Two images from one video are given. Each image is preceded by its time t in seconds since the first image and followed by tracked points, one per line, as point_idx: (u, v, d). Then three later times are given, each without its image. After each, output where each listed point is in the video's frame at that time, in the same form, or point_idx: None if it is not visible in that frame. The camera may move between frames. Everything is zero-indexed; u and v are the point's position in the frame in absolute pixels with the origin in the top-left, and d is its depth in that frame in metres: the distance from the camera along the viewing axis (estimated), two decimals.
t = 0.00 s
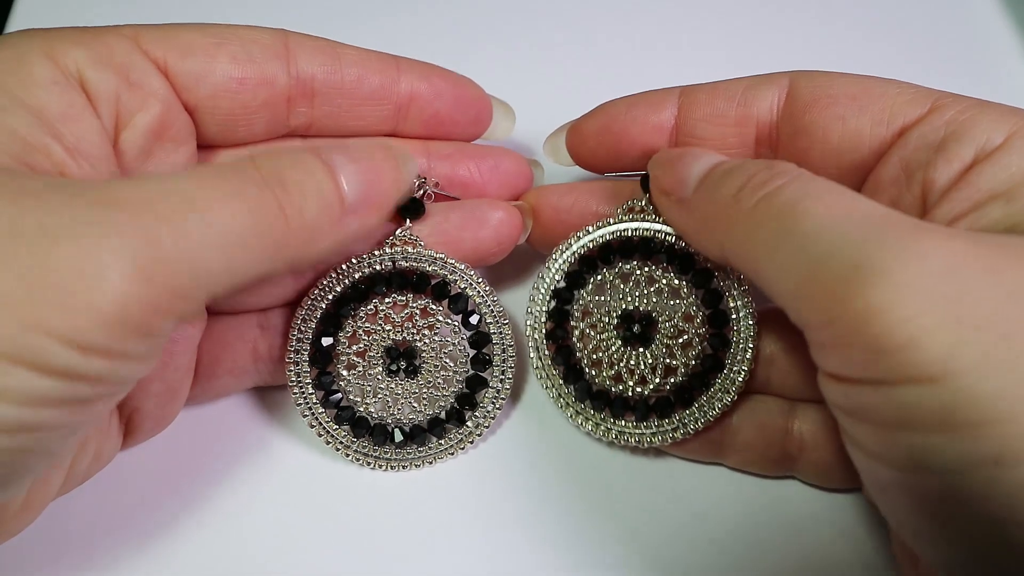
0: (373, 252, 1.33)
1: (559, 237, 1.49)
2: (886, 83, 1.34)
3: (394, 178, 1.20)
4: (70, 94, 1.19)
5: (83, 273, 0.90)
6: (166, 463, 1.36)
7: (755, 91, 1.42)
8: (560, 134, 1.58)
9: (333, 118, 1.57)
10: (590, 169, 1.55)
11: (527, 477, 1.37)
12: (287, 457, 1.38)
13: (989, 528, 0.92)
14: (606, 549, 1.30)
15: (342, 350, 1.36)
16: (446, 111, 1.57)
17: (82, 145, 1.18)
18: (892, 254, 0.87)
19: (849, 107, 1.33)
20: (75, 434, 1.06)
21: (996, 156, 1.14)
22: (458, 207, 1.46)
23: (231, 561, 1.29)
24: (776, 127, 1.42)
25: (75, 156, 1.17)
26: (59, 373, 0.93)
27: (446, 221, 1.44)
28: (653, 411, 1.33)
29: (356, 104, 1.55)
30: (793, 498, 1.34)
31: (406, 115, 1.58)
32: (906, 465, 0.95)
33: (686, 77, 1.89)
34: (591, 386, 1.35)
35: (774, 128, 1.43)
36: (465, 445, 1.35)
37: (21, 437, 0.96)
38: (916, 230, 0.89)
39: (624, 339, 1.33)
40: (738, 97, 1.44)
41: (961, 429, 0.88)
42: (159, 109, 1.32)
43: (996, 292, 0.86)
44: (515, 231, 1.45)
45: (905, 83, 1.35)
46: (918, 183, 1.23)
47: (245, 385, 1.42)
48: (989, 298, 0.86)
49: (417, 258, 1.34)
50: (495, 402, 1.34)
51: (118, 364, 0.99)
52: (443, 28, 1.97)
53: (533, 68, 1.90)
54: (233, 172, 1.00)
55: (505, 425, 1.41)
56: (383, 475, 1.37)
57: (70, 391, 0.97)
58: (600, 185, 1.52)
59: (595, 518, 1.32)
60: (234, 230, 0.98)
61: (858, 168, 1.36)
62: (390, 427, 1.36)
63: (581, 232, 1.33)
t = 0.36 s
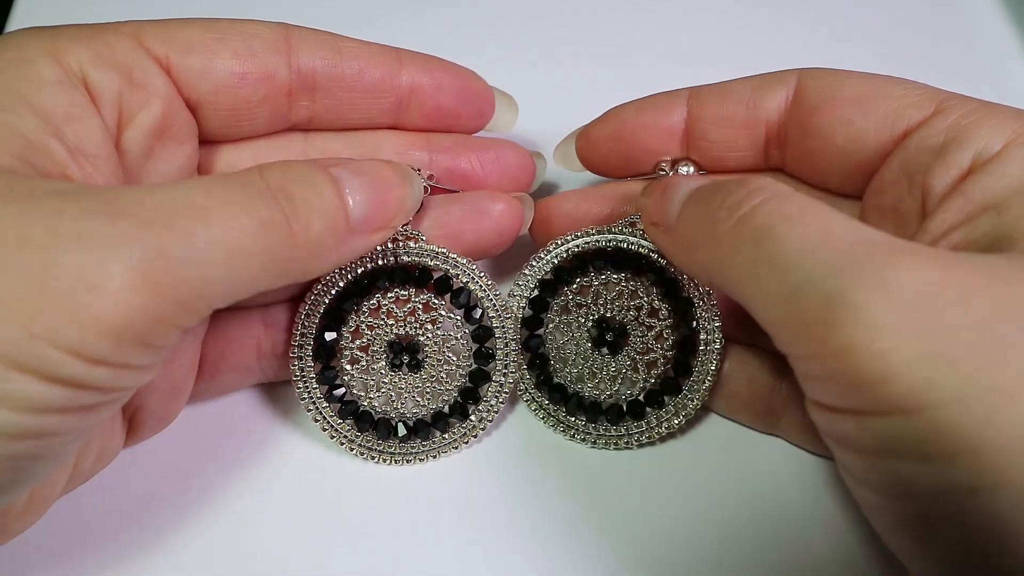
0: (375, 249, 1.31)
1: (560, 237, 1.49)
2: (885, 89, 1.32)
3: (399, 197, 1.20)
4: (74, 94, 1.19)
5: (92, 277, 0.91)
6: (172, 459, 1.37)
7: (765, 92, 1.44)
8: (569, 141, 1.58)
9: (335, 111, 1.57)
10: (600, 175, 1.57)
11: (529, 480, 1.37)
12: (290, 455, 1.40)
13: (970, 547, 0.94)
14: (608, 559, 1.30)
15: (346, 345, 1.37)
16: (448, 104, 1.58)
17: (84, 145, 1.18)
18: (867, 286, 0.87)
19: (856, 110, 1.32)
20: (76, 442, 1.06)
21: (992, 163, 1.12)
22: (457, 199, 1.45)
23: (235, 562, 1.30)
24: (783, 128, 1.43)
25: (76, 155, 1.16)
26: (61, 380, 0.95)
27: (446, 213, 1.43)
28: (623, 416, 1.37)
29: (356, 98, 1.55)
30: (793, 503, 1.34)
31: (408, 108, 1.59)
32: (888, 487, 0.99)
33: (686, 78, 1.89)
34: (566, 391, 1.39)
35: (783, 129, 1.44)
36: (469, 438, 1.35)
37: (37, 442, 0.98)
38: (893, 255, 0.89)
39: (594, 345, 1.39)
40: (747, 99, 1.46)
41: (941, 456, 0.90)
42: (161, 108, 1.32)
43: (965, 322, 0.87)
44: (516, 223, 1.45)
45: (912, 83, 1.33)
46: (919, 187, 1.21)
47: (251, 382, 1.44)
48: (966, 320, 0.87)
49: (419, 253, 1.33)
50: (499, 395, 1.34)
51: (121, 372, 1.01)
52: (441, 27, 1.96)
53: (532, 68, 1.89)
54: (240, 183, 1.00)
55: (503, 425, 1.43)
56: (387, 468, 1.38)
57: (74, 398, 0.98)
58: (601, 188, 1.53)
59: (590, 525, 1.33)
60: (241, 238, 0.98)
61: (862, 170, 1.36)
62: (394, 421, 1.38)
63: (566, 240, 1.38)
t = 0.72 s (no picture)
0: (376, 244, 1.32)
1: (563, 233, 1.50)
2: (883, 83, 1.31)
3: (408, 192, 1.20)
4: (79, 94, 1.20)
5: (98, 277, 0.92)
6: (177, 454, 1.39)
7: (769, 70, 1.42)
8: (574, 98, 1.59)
9: (332, 107, 1.59)
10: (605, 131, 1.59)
11: (529, 475, 1.40)
12: (296, 451, 1.41)
13: (970, 544, 0.96)
14: (611, 555, 1.32)
15: (347, 339, 1.38)
16: (446, 101, 1.59)
17: (94, 146, 1.19)
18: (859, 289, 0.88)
19: (860, 96, 1.32)
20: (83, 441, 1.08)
21: (993, 162, 1.12)
22: (456, 196, 1.46)
23: (236, 560, 1.32)
24: (786, 107, 1.43)
25: (86, 157, 1.17)
26: (70, 381, 0.96)
27: (445, 209, 1.45)
28: (625, 413, 1.38)
29: (352, 94, 1.57)
30: (796, 497, 1.36)
31: (405, 104, 1.60)
32: (891, 485, 1.00)
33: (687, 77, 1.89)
34: (568, 391, 1.39)
35: (786, 105, 1.43)
36: (469, 433, 1.37)
37: (43, 442, 0.99)
38: (882, 257, 0.90)
39: (595, 345, 1.40)
40: (751, 74, 1.44)
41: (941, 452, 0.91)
42: (165, 105, 1.33)
43: (960, 325, 0.88)
44: (515, 221, 1.47)
45: (922, 73, 1.33)
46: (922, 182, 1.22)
47: (250, 377, 1.46)
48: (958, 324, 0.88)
49: (420, 249, 1.34)
50: (498, 391, 1.35)
51: (130, 374, 1.02)
52: (442, 26, 1.96)
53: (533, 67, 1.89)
54: (247, 183, 1.01)
55: (503, 421, 1.45)
56: (387, 462, 1.40)
57: (83, 399, 1.00)
58: (603, 186, 1.54)
59: (591, 522, 1.35)
60: (245, 239, 0.99)
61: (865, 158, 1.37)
62: (394, 415, 1.38)
63: (565, 238, 1.38)
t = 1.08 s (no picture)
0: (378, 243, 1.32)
1: (563, 233, 1.50)
2: (881, 83, 1.32)
3: (418, 189, 1.19)
4: (72, 94, 1.19)
5: (98, 278, 0.92)
6: (176, 454, 1.40)
7: (783, 67, 1.43)
8: (586, 102, 1.60)
9: (326, 98, 1.59)
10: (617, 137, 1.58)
11: (526, 472, 1.40)
12: (296, 451, 1.42)
13: (965, 543, 0.96)
14: (606, 550, 1.33)
15: (346, 337, 1.38)
16: (441, 89, 1.58)
17: (89, 146, 1.18)
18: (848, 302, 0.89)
19: (864, 93, 1.33)
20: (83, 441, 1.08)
21: (989, 161, 1.12)
22: (455, 196, 1.46)
23: (236, 560, 1.32)
24: (799, 103, 1.43)
25: (83, 157, 1.17)
26: (68, 382, 0.96)
27: (443, 206, 1.45)
28: (629, 410, 1.40)
29: (347, 84, 1.57)
30: (794, 495, 1.37)
31: (400, 93, 1.59)
32: (884, 484, 1.01)
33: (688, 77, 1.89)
34: (569, 390, 1.40)
35: (797, 101, 1.44)
36: (467, 431, 1.38)
37: (41, 442, 0.99)
38: (873, 264, 0.91)
39: (598, 344, 1.39)
40: (765, 71, 1.45)
41: (934, 455, 0.92)
42: (157, 104, 1.33)
43: (951, 329, 0.89)
44: (514, 221, 1.47)
45: (931, 74, 1.33)
46: (921, 180, 1.22)
47: (248, 377, 1.46)
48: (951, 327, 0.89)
49: (420, 247, 1.34)
50: (498, 390, 1.36)
51: (129, 375, 1.02)
52: (441, 25, 1.96)
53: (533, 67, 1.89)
54: (249, 182, 1.01)
55: (502, 420, 1.45)
56: (386, 458, 1.41)
57: (81, 399, 1.00)
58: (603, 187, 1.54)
59: (595, 521, 1.35)
60: (246, 241, 0.99)
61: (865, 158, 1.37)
62: (393, 413, 1.39)
63: (567, 238, 1.37)
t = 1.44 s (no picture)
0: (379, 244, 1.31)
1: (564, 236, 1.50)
2: (882, 81, 1.33)
3: (422, 190, 1.18)
4: (72, 93, 1.19)
5: (99, 273, 0.92)
6: (172, 455, 1.39)
7: (796, 58, 1.44)
8: (603, 92, 1.60)
9: (328, 92, 1.59)
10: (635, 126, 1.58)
11: (526, 474, 1.40)
12: (294, 454, 1.41)
13: (960, 539, 0.97)
14: (602, 545, 1.33)
15: (343, 340, 1.38)
16: (444, 81, 1.58)
17: (91, 144, 1.18)
18: (856, 287, 0.89)
19: (869, 86, 1.33)
20: (85, 438, 1.08)
21: (987, 159, 1.10)
22: (456, 202, 1.46)
23: (234, 561, 1.32)
24: (808, 93, 1.44)
25: (85, 155, 1.17)
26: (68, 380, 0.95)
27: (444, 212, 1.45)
28: (635, 415, 1.38)
29: (349, 78, 1.57)
30: (795, 493, 1.38)
31: (403, 84, 1.59)
32: (886, 478, 1.01)
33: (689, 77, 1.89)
34: (573, 398, 1.39)
35: (808, 92, 1.44)
36: (464, 437, 1.38)
37: (40, 440, 0.99)
38: (879, 258, 0.90)
39: (601, 349, 1.38)
40: (780, 63, 1.46)
41: (934, 446, 0.92)
42: (156, 101, 1.32)
43: (957, 323, 0.89)
44: (514, 228, 1.47)
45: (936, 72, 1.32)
46: (921, 176, 1.22)
47: (245, 378, 1.45)
48: (954, 321, 0.89)
49: (419, 252, 1.34)
50: (494, 397, 1.36)
51: (127, 372, 1.02)
52: (443, 25, 1.96)
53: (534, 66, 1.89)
54: (251, 180, 1.01)
55: (500, 425, 1.44)
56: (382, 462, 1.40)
57: (81, 397, 0.99)
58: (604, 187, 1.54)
59: (593, 521, 1.35)
60: (247, 240, 0.99)
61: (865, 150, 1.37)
62: (389, 417, 1.38)
63: (566, 244, 1.37)
